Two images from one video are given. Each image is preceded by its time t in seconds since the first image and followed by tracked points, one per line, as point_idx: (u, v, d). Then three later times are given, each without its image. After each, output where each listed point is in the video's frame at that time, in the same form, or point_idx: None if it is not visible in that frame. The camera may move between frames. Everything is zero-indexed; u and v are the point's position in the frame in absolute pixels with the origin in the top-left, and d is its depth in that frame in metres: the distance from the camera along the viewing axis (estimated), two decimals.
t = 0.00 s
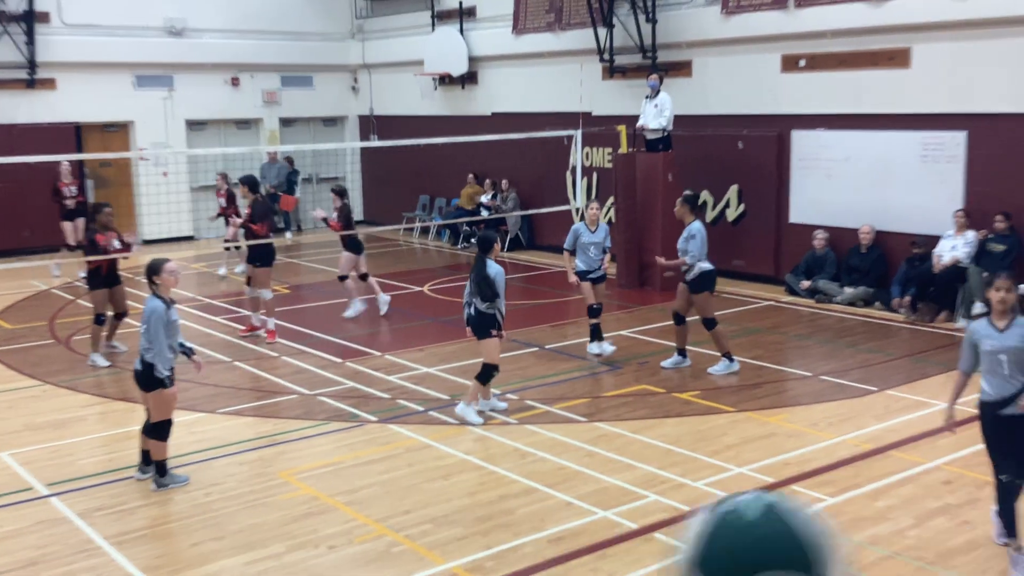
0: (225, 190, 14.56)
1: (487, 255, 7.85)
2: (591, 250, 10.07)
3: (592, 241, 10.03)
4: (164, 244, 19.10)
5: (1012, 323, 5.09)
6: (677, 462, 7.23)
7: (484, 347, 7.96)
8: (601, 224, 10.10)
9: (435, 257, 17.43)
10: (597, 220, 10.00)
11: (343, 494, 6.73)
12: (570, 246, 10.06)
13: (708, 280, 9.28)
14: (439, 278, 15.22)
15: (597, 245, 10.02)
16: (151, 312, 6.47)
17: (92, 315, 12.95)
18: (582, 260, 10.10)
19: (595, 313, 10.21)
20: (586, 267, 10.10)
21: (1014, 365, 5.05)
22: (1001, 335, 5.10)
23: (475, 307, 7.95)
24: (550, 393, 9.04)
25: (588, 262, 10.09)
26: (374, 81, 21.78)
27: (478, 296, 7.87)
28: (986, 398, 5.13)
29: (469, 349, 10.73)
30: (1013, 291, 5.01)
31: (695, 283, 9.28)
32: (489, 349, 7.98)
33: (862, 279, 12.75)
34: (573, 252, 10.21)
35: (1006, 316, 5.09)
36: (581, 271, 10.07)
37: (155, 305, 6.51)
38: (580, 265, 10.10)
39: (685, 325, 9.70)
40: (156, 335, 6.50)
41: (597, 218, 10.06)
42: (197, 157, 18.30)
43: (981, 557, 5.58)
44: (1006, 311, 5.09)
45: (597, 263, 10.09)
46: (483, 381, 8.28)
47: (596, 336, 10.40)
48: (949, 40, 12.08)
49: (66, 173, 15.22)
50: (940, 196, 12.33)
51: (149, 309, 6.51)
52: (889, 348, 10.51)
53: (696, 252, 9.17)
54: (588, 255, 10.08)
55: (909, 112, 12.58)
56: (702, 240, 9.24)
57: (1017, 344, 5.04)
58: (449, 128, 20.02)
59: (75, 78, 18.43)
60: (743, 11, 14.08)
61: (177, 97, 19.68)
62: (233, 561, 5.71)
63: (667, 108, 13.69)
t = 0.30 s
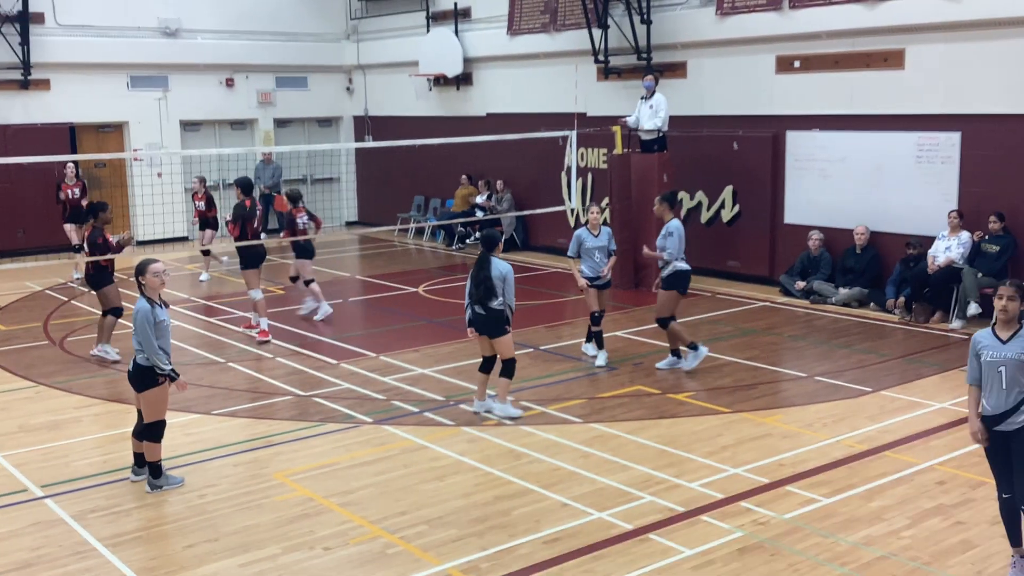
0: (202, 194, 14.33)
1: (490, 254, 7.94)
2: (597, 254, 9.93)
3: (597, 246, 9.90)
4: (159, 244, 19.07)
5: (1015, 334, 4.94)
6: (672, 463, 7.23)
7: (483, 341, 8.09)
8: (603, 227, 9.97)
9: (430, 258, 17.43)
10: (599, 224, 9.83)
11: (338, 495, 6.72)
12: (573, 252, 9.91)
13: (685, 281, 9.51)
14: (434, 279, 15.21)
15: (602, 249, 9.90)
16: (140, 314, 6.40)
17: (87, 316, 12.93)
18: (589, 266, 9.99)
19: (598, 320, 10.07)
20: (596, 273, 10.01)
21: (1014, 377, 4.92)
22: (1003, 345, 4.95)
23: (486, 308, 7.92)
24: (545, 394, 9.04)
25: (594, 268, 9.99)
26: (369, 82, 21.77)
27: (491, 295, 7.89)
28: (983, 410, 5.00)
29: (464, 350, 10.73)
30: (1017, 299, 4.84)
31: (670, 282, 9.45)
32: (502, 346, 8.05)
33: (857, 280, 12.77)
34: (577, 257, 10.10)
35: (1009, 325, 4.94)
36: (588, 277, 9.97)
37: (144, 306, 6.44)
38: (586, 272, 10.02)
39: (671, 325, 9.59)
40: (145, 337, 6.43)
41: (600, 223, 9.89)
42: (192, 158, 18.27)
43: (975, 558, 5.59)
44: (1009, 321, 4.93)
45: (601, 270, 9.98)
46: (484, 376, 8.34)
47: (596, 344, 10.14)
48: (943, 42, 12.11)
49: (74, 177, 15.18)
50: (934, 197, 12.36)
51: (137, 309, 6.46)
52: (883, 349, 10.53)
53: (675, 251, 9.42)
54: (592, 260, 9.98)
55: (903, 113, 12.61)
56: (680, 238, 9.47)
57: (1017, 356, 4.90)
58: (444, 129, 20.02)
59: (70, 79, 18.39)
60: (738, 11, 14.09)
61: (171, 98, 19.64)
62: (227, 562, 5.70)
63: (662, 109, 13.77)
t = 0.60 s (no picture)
0: (184, 196, 13.98)
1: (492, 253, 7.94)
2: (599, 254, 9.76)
3: (597, 247, 9.76)
4: (157, 245, 19.09)
5: (1000, 352, 4.79)
6: (671, 463, 7.23)
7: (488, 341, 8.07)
8: (606, 227, 9.84)
9: (428, 258, 17.45)
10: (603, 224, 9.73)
11: (337, 496, 6.71)
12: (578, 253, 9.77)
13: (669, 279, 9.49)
14: (432, 279, 15.22)
15: (606, 249, 9.72)
16: (129, 314, 6.41)
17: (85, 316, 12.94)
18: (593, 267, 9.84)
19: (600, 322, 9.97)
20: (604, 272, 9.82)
21: (994, 397, 4.82)
22: (986, 364, 4.84)
23: (502, 305, 7.97)
24: (543, 394, 9.05)
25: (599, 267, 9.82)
26: (368, 82, 21.77)
27: (506, 292, 7.95)
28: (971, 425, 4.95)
29: (462, 350, 10.73)
30: (996, 316, 4.73)
31: (651, 281, 9.44)
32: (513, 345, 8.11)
33: (855, 280, 12.77)
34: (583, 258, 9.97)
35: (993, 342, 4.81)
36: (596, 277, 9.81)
37: (135, 306, 6.45)
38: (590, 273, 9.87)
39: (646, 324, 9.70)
40: (135, 337, 6.44)
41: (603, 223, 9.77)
42: (191, 158, 18.27)
43: (974, 558, 5.59)
44: (995, 340, 4.80)
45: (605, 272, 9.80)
46: (484, 377, 8.31)
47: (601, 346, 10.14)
48: (942, 42, 12.12)
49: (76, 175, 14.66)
50: (933, 198, 12.36)
51: (129, 309, 6.47)
52: (881, 350, 10.53)
53: (653, 250, 9.39)
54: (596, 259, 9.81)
55: (902, 114, 12.62)
56: (661, 239, 9.45)
57: (994, 377, 4.79)
58: (442, 129, 20.02)
59: (68, 79, 18.38)
60: (736, 12, 14.08)
61: (170, 98, 19.64)
62: (226, 563, 5.70)
63: (661, 109, 13.76)
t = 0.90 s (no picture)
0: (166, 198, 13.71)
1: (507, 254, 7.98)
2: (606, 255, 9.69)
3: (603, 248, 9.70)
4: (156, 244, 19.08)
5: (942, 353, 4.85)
6: (671, 463, 7.23)
7: (496, 340, 8.06)
8: (614, 226, 9.77)
9: (427, 258, 17.46)
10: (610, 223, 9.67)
11: (337, 496, 6.71)
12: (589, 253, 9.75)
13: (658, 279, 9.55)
14: (432, 279, 15.22)
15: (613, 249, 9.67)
16: (127, 312, 6.43)
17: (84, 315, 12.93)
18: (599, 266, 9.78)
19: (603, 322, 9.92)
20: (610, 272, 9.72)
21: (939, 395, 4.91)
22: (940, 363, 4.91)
23: (518, 307, 7.98)
24: (543, 394, 9.04)
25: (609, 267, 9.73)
26: (367, 82, 21.76)
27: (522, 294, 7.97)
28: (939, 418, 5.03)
29: (462, 350, 10.74)
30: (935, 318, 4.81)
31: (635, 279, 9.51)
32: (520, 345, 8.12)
33: (854, 280, 12.78)
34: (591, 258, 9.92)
35: (940, 338, 4.84)
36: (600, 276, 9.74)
37: (133, 305, 6.46)
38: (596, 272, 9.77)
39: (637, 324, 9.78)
40: (130, 335, 6.44)
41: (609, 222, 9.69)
42: (190, 157, 18.27)
43: (972, 558, 5.59)
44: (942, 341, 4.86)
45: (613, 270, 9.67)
46: (491, 379, 8.28)
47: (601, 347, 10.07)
48: (941, 42, 12.12)
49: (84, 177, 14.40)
50: (932, 198, 12.35)
51: (129, 306, 6.47)
52: (881, 350, 10.53)
53: (641, 252, 9.48)
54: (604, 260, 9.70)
55: (902, 114, 12.61)
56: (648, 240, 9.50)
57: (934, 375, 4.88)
58: (441, 129, 20.01)
59: (67, 78, 18.36)
60: (736, 12, 14.08)
61: (169, 98, 19.63)
62: (225, 563, 5.70)
63: (661, 109, 13.67)
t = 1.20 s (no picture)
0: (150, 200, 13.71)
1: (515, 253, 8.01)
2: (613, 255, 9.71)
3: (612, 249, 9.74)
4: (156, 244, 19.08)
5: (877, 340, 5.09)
6: (670, 463, 7.23)
7: (496, 340, 8.06)
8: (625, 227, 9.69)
9: (427, 258, 17.46)
10: (620, 224, 9.69)
11: (337, 496, 6.71)
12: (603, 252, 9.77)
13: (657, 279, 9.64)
14: (431, 279, 15.22)
15: (620, 250, 9.67)
16: (126, 312, 6.43)
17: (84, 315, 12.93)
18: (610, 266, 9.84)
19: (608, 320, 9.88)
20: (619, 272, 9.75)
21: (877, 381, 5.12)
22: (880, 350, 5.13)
23: (522, 309, 7.98)
24: (543, 394, 9.05)
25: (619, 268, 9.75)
26: (367, 82, 21.77)
27: (526, 295, 7.94)
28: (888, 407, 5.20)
29: (462, 350, 10.74)
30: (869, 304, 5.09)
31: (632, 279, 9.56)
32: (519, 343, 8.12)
33: (853, 280, 12.78)
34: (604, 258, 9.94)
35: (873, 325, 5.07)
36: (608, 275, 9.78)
37: (133, 303, 6.46)
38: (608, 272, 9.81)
39: (640, 324, 9.73)
40: (130, 334, 6.44)
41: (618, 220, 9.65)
42: (190, 157, 18.27)
43: (972, 558, 5.59)
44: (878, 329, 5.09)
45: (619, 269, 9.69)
46: (491, 380, 8.27)
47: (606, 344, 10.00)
48: (940, 42, 12.14)
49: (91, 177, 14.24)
50: (932, 198, 12.35)
51: (127, 306, 6.47)
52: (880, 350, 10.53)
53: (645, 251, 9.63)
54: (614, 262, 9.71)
55: (901, 114, 12.62)
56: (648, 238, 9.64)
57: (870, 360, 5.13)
58: (441, 129, 20.01)
59: (67, 78, 18.36)
60: (735, 12, 14.09)
61: (169, 98, 19.63)
62: (225, 563, 5.70)
63: (660, 109, 13.66)
